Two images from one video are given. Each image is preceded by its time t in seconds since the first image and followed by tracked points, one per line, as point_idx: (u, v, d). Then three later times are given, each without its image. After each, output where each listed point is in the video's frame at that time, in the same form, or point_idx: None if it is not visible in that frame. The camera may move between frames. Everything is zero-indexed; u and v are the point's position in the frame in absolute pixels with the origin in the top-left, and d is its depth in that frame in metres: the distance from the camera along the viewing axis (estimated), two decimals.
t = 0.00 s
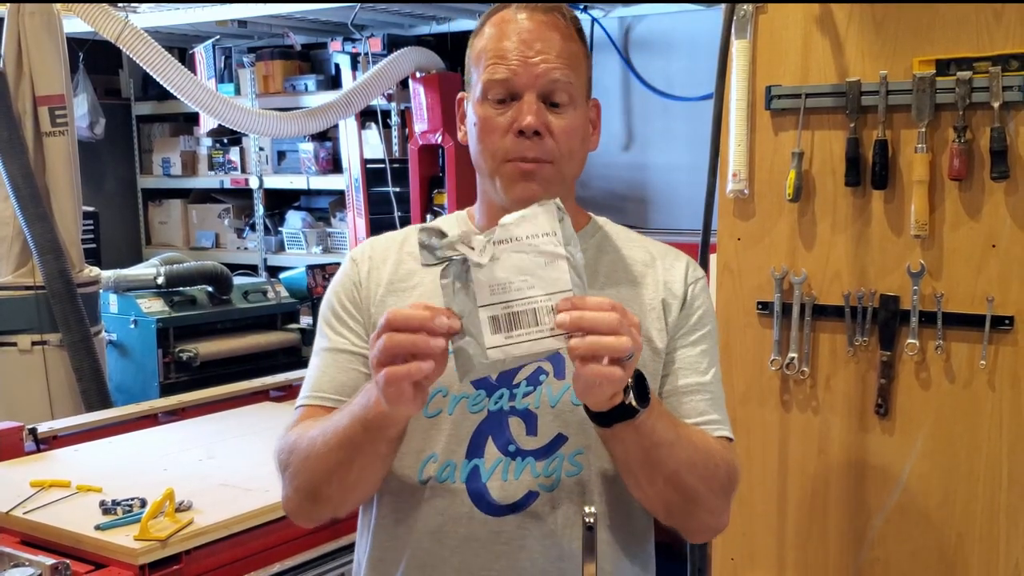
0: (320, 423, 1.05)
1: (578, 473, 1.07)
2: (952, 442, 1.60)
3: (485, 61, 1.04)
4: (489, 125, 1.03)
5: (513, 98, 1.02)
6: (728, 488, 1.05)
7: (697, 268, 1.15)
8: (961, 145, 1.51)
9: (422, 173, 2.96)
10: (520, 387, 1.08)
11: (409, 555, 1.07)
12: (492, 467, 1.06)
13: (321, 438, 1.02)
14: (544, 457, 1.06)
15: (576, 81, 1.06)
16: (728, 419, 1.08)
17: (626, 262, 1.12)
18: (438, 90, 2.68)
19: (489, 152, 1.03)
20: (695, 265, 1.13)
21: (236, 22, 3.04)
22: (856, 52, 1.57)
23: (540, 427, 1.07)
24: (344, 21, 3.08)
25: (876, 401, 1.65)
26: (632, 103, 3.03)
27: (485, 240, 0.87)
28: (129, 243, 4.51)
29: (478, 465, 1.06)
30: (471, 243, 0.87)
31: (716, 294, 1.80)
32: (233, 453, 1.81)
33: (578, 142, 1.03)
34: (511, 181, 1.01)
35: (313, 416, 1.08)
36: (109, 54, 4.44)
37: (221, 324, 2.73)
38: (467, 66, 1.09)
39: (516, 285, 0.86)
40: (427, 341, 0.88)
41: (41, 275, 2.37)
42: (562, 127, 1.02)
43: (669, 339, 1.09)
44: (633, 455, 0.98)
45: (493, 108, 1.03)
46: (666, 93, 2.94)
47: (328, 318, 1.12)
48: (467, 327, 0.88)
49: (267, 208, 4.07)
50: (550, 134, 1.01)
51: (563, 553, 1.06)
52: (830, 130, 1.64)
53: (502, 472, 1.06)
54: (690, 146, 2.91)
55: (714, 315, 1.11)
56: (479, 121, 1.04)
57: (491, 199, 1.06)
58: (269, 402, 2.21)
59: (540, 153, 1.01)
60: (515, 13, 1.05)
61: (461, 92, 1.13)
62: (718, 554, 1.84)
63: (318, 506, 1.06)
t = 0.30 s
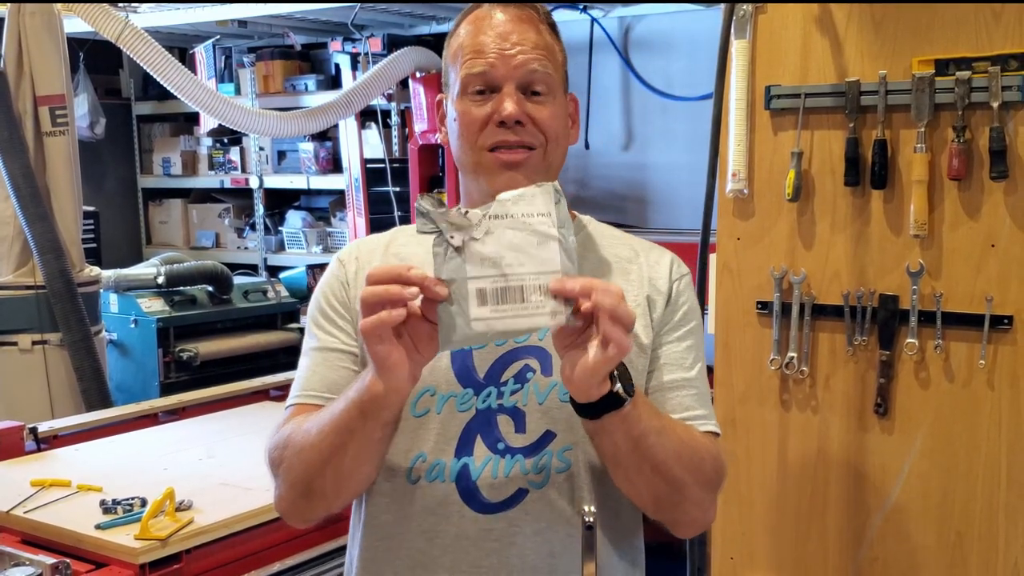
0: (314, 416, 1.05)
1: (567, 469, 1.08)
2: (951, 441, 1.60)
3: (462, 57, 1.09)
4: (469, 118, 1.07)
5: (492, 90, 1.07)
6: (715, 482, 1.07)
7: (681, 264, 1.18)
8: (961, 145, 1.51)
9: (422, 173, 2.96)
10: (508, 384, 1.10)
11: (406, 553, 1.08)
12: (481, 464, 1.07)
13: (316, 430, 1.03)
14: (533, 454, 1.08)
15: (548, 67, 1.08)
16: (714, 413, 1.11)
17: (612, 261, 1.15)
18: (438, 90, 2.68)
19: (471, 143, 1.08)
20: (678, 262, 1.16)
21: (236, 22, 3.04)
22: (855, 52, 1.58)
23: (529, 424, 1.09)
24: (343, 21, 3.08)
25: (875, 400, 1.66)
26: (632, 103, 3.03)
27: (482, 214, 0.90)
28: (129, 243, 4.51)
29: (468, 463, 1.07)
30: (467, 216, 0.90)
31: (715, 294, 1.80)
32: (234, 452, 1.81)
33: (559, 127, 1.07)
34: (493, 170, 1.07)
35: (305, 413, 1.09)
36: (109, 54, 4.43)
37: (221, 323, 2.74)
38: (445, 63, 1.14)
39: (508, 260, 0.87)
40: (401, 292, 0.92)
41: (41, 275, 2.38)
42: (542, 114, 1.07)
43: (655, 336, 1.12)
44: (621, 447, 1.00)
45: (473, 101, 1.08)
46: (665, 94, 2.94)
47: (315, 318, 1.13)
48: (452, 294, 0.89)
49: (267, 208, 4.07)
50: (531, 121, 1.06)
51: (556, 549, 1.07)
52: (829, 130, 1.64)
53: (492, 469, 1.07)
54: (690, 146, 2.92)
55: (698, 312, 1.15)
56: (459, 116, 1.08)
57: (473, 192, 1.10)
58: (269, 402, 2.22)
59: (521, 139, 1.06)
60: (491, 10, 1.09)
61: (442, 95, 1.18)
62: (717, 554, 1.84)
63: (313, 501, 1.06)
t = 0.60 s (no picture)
0: (305, 411, 1.06)
1: (558, 463, 1.09)
2: (950, 440, 1.61)
3: (474, 67, 1.09)
4: (475, 132, 1.08)
5: (501, 105, 1.08)
6: (707, 476, 1.08)
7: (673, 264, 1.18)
8: (960, 145, 1.51)
9: (422, 173, 2.96)
10: (499, 380, 1.11)
11: (402, 553, 1.08)
12: (473, 460, 1.08)
13: (306, 423, 1.04)
14: (524, 449, 1.08)
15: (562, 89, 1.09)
16: (707, 411, 1.11)
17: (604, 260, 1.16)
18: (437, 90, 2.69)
19: (474, 156, 1.09)
20: (670, 261, 1.17)
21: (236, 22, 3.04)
22: (855, 52, 1.58)
23: (520, 419, 1.09)
24: (343, 21, 3.08)
25: (875, 400, 1.66)
26: (632, 103, 3.03)
27: (471, 213, 0.88)
28: (130, 243, 4.52)
29: (459, 459, 1.08)
30: (457, 215, 0.88)
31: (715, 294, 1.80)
32: (234, 451, 1.82)
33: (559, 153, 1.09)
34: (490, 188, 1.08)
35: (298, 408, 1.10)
36: (110, 53, 4.43)
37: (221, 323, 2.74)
38: (454, 68, 1.14)
39: (494, 262, 0.87)
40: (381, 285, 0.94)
41: (41, 274, 2.38)
42: (546, 138, 1.08)
43: (646, 333, 1.12)
44: (614, 441, 1.01)
45: (481, 114, 1.08)
46: (665, 94, 2.94)
47: (310, 316, 1.13)
48: (440, 294, 0.91)
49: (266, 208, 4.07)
50: (534, 144, 1.07)
51: (552, 547, 1.07)
52: (829, 130, 1.64)
53: (484, 465, 1.08)
54: (690, 146, 2.92)
55: (689, 310, 1.15)
56: (465, 125, 1.09)
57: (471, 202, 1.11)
58: (269, 401, 2.22)
59: (521, 161, 1.08)
60: (506, 20, 1.08)
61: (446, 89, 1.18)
62: (717, 553, 1.84)
63: (304, 495, 1.07)
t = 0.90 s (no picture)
0: (308, 407, 1.07)
1: (558, 466, 1.09)
2: (949, 439, 1.61)
3: (467, 61, 1.09)
4: (471, 125, 1.08)
5: (495, 97, 1.08)
6: (707, 482, 1.08)
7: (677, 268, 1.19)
8: (959, 145, 1.52)
9: (421, 173, 2.96)
10: (500, 382, 1.11)
11: (400, 552, 1.08)
12: (473, 461, 1.08)
13: (308, 419, 1.05)
14: (525, 450, 1.09)
15: (555, 80, 1.09)
16: (708, 417, 1.12)
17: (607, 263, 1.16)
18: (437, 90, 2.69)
19: (471, 150, 1.09)
20: (674, 266, 1.17)
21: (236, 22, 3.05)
22: (854, 52, 1.58)
23: (521, 420, 1.10)
24: (343, 21, 3.09)
25: (874, 399, 1.66)
26: (631, 102, 3.04)
27: (473, 212, 0.89)
28: (130, 243, 4.52)
29: (460, 459, 1.08)
30: (458, 213, 0.90)
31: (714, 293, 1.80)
32: (234, 451, 1.82)
33: (557, 141, 1.09)
34: (490, 181, 1.08)
35: (300, 406, 1.10)
36: (110, 53, 4.43)
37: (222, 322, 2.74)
38: (451, 63, 1.14)
39: (495, 261, 0.89)
40: (383, 277, 0.95)
41: (42, 274, 2.38)
42: (542, 127, 1.08)
43: (648, 338, 1.13)
44: (613, 443, 1.01)
45: (476, 107, 1.09)
46: (665, 93, 2.95)
47: (312, 315, 1.14)
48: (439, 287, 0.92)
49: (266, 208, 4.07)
50: (530, 134, 1.07)
51: (550, 546, 1.07)
52: (828, 130, 1.65)
53: (484, 465, 1.08)
54: (689, 146, 2.92)
55: (693, 315, 1.15)
56: (461, 120, 1.09)
57: (472, 197, 1.11)
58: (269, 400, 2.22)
59: (519, 152, 1.08)
60: (498, 14, 1.10)
61: (443, 91, 1.18)
62: (717, 553, 1.85)
63: (306, 491, 1.08)
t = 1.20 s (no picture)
0: (307, 410, 1.08)
1: (559, 466, 1.09)
2: (949, 439, 1.61)
3: (459, 63, 1.10)
4: (466, 127, 1.09)
5: (487, 99, 1.08)
6: (707, 482, 1.09)
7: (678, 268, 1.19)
8: (959, 144, 1.52)
9: (421, 173, 2.97)
10: (500, 382, 1.11)
11: (400, 550, 1.09)
12: (473, 460, 1.08)
13: (307, 421, 1.05)
14: (525, 450, 1.09)
15: (548, 79, 1.09)
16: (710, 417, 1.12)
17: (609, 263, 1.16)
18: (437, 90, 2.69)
19: (466, 152, 1.09)
20: (675, 266, 1.17)
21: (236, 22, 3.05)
22: (854, 52, 1.58)
23: (521, 420, 1.10)
24: (344, 21, 3.09)
25: (873, 398, 1.66)
26: (631, 102, 3.04)
27: (470, 212, 0.91)
28: (131, 242, 4.52)
29: (460, 458, 1.08)
30: (455, 213, 0.91)
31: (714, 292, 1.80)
32: (234, 450, 1.82)
33: (550, 140, 1.08)
34: (485, 182, 1.08)
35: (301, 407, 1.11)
36: (110, 53, 4.43)
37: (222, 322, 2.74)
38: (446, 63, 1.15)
39: (493, 260, 0.91)
40: (381, 282, 0.94)
41: (42, 274, 2.38)
42: (535, 126, 1.08)
43: (649, 338, 1.13)
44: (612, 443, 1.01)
45: (469, 109, 1.09)
46: (665, 93, 2.95)
47: (314, 316, 1.14)
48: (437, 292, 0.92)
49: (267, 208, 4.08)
50: (523, 134, 1.07)
51: (550, 545, 1.08)
52: (828, 130, 1.65)
53: (483, 465, 1.08)
54: (689, 146, 2.92)
55: (694, 315, 1.16)
56: (456, 123, 1.10)
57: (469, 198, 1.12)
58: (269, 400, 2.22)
59: (514, 152, 1.08)
60: (489, 14, 1.10)
61: (442, 94, 1.19)
62: (716, 551, 1.85)
63: (306, 492, 1.08)
